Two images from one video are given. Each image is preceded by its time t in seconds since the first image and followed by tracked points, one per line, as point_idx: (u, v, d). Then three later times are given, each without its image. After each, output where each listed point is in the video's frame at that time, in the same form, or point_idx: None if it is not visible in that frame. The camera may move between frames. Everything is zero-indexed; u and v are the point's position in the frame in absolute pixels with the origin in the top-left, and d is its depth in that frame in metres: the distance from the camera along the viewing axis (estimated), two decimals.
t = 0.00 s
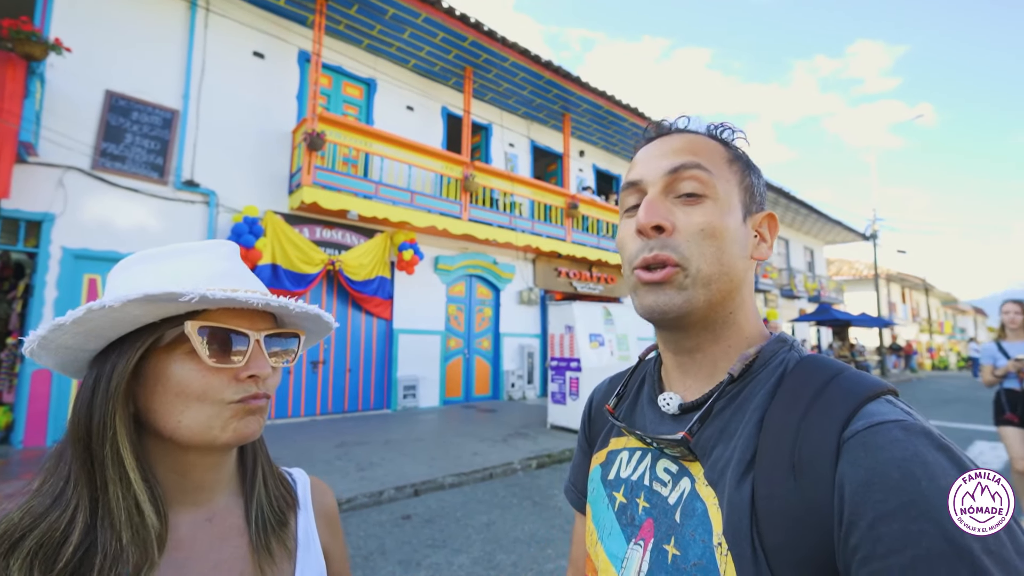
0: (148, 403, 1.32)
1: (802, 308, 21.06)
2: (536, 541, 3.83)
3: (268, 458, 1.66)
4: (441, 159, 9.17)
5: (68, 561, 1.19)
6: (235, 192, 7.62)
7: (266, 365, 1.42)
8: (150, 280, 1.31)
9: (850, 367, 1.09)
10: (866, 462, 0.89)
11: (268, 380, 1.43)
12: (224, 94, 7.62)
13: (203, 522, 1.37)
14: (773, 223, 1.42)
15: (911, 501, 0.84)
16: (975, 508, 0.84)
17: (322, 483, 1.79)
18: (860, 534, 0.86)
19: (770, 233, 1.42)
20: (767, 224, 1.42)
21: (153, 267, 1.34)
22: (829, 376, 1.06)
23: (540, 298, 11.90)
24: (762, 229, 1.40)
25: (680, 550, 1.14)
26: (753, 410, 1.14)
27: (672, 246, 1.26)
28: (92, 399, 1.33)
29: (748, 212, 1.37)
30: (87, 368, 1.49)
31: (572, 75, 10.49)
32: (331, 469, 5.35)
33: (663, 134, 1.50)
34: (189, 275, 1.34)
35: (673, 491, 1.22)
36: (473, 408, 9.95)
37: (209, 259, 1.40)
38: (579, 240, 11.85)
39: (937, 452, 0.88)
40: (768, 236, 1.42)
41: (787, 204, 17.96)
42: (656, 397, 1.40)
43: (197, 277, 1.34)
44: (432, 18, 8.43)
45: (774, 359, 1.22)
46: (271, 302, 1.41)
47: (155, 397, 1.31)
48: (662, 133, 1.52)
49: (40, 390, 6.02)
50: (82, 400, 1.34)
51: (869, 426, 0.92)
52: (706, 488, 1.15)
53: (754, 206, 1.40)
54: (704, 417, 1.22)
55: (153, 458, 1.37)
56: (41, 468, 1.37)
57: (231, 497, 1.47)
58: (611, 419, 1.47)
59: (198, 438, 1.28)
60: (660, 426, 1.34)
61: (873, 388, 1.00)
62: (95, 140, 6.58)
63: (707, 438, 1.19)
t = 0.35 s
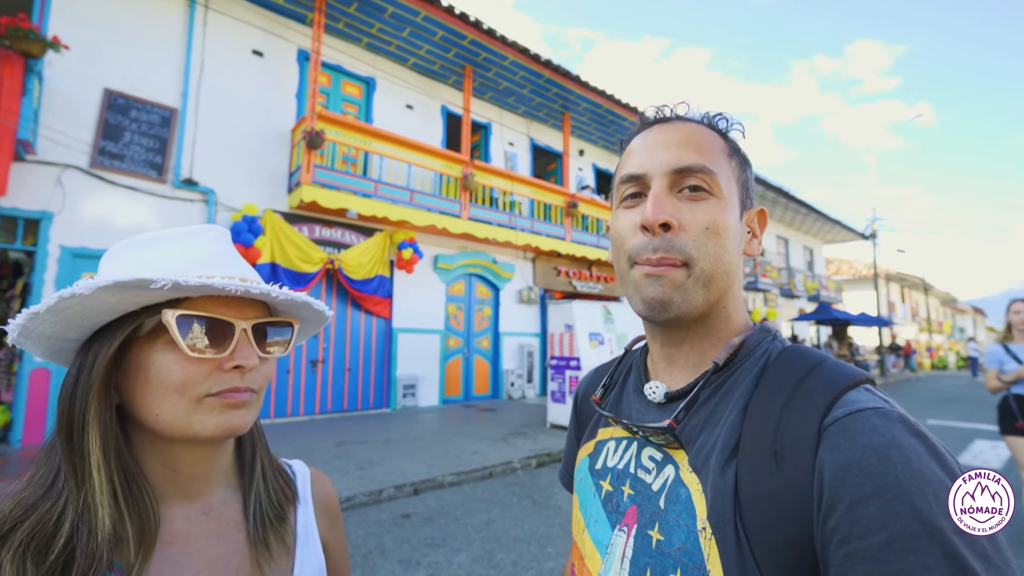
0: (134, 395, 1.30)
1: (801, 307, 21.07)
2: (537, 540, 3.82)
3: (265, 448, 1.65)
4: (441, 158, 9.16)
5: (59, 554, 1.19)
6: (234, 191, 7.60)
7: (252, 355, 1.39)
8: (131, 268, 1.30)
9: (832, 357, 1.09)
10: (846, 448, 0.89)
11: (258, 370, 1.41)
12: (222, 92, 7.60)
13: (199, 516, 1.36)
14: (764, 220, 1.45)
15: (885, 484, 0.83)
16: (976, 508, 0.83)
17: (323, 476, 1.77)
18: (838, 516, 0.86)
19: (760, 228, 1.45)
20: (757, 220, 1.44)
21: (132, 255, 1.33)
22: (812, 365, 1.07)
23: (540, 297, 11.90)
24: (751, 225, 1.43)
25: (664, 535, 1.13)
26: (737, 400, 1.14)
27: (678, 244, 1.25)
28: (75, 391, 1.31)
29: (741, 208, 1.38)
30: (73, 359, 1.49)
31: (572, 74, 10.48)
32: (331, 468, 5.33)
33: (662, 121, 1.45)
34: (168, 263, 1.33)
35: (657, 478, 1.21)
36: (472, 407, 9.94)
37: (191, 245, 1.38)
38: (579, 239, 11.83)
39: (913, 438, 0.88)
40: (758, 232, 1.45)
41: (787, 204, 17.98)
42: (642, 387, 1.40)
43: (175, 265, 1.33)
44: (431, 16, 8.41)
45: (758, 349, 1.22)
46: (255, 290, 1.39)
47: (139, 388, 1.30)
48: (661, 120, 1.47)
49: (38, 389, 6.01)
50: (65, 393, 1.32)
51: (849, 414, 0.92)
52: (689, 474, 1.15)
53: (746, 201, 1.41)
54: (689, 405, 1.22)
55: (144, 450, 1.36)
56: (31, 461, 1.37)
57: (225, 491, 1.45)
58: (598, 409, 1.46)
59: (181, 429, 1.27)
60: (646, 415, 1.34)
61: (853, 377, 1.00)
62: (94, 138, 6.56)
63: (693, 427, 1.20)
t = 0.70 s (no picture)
0: (135, 397, 1.30)
1: (804, 307, 21.02)
2: (538, 540, 3.82)
3: (259, 448, 1.66)
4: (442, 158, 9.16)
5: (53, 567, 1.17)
6: (236, 191, 7.62)
7: (260, 352, 1.42)
8: (136, 266, 1.30)
9: (812, 359, 1.08)
10: (815, 450, 0.88)
11: (260, 368, 1.42)
12: (224, 93, 7.62)
13: (200, 518, 1.37)
14: (746, 224, 1.45)
15: (851, 487, 0.83)
16: (968, 508, 1.00)
17: (322, 474, 1.79)
18: (803, 518, 0.86)
19: (743, 231, 1.45)
20: (740, 223, 1.44)
21: (129, 255, 1.33)
22: (790, 367, 1.06)
23: (542, 297, 11.90)
24: (734, 229, 1.43)
25: (643, 533, 1.14)
26: (716, 401, 1.14)
27: (662, 253, 1.26)
28: (72, 397, 1.30)
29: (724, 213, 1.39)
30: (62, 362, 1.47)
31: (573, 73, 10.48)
32: (332, 468, 5.34)
33: (644, 128, 1.44)
34: (180, 262, 1.34)
35: (641, 478, 1.21)
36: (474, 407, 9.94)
37: (191, 244, 1.40)
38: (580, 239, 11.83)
39: (881, 440, 0.87)
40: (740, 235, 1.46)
41: (789, 203, 17.96)
42: (632, 389, 1.39)
43: (187, 266, 1.34)
44: (432, 16, 8.42)
45: (740, 352, 1.21)
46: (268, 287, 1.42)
47: (144, 389, 1.29)
48: (643, 126, 1.45)
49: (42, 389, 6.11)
50: (60, 401, 1.31)
51: (820, 416, 0.91)
52: (668, 474, 1.15)
53: (729, 206, 1.42)
54: (669, 406, 1.22)
55: (144, 454, 1.36)
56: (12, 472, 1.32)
57: (225, 492, 1.46)
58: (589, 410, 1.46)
59: (192, 429, 1.28)
60: (635, 417, 1.34)
61: (828, 379, 0.99)
62: (96, 139, 6.58)
63: (672, 428, 1.20)
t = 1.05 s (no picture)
0: (158, 401, 1.35)
1: (814, 307, 20.82)
2: (545, 539, 3.84)
3: (277, 453, 1.70)
4: (449, 159, 9.21)
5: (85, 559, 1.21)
6: (247, 193, 7.72)
7: (274, 359, 1.46)
8: (156, 276, 1.34)
9: (819, 358, 1.08)
10: (817, 452, 0.89)
11: (275, 373, 1.46)
12: (235, 97, 7.72)
13: (222, 514, 1.41)
14: (723, 211, 1.28)
15: (855, 490, 0.84)
16: (977, 507, 0.94)
17: (336, 475, 1.83)
18: (807, 520, 0.87)
19: (722, 220, 1.29)
20: (715, 213, 1.28)
21: (150, 263, 1.37)
22: (797, 365, 1.05)
23: (549, 297, 11.91)
24: (708, 220, 1.28)
25: (646, 532, 1.17)
26: (719, 402, 1.15)
27: (601, 283, 1.28)
28: (98, 400, 1.35)
29: (683, 214, 1.27)
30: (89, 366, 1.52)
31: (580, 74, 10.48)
32: (342, 467, 5.40)
33: (590, 152, 1.43)
34: (198, 272, 1.37)
35: (646, 478, 1.23)
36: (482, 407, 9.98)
37: (210, 253, 1.44)
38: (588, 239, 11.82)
39: (885, 441, 0.88)
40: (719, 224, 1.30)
41: (799, 202, 17.79)
42: (637, 390, 1.41)
43: (207, 276, 1.38)
44: (440, 18, 8.47)
45: (744, 352, 1.20)
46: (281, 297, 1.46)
47: (165, 394, 1.34)
48: (592, 149, 1.44)
49: (60, 389, 6.17)
50: (88, 403, 1.36)
51: (824, 417, 0.92)
52: (671, 475, 1.17)
53: (692, 201, 1.27)
54: (670, 408, 1.24)
55: (166, 455, 1.41)
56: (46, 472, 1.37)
57: (246, 490, 1.51)
58: (596, 411, 1.49)
59: (209, 434, 1.32)
60: (641, 417, 1.36)
61: (834, 379, 1.00)
62: (111, 143, 6.70)
63: (676, 428, 1.21)
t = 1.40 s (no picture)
0: (193, 391, 1.43)
1: (823, 307, 20.69)
2: (552, 536, 3.88)
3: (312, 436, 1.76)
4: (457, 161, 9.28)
5: (148, 516, 1.31)
6: (258, 196, 7.85)
7: (287, 349, 1.48)
8: (172, 279, 1.44)
9: (838, 355, 1.06)
10: (838, 464, 0.88)
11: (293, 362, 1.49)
12: (247, 101, 7.85)
13: (261, 493, 1.47)
14: (686, 194, 1.28)
15: (881, 504, 0.83)
16: (975, 508, 0.85)
17: (357, 459, 1.88)
18: (830, 537, 0.86)
19: (688, 203, 1.28)
20: (679, 198, 1.28)
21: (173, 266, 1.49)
22: (815, 364, 1.03)
23: (556, 298, 11.96)
24: (674, 207, 1.28)
25: (658, 535, 1.19)
26: (732, 403, 1.14)
27: (590, 288, 1.34)
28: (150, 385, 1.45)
29: (644, 206, 1.29)
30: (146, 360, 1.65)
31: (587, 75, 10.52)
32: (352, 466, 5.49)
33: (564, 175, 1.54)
34: (201, 272, 1.44)
35: (658, 479, 1.25)
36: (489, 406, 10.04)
37: (220, 252, 1.50)
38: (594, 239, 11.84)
39: (909, 449, 0.87)
40: (688, 207, 1.28)
41: (807, 202, 17.69)
42: (648, 387, 1.43)
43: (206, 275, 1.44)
44: (447, 22, 8.55)
45: (757, 350, 1.19)
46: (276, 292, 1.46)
47: (197, 385, 1.42)
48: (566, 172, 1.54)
49: (78, 387, 6.30)
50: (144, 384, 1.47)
51: (844, 425, 0.90)
52: (682, 477, 1.18)
53: (652, 192, 1.30)
54: (677, 411, 1.26)
55: (206, 439, 1.48)
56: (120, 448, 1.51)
57: (281, 473, 1.57)
58: (607, 409, 1.52)
59: (231, 424, 1.38)
60: (653, 414, 1.37)
61: (856, 381, 0.97)
62: (127, 148, 6.84)
63: (687, 430, 1.22)
